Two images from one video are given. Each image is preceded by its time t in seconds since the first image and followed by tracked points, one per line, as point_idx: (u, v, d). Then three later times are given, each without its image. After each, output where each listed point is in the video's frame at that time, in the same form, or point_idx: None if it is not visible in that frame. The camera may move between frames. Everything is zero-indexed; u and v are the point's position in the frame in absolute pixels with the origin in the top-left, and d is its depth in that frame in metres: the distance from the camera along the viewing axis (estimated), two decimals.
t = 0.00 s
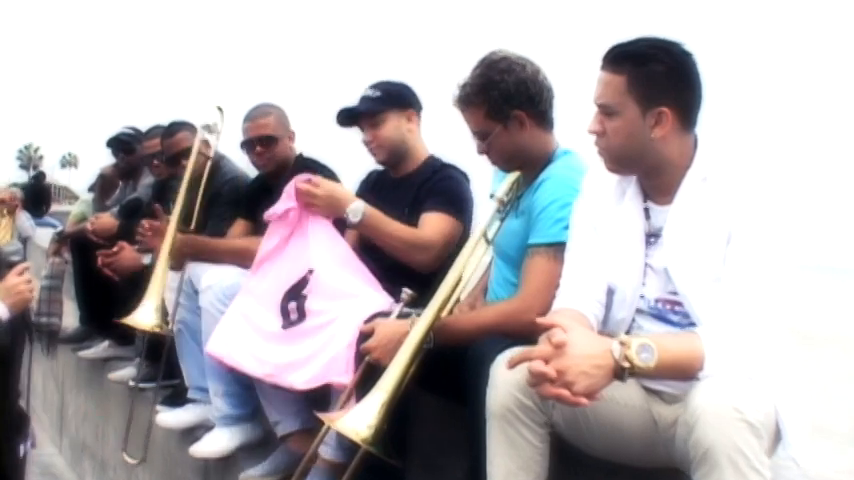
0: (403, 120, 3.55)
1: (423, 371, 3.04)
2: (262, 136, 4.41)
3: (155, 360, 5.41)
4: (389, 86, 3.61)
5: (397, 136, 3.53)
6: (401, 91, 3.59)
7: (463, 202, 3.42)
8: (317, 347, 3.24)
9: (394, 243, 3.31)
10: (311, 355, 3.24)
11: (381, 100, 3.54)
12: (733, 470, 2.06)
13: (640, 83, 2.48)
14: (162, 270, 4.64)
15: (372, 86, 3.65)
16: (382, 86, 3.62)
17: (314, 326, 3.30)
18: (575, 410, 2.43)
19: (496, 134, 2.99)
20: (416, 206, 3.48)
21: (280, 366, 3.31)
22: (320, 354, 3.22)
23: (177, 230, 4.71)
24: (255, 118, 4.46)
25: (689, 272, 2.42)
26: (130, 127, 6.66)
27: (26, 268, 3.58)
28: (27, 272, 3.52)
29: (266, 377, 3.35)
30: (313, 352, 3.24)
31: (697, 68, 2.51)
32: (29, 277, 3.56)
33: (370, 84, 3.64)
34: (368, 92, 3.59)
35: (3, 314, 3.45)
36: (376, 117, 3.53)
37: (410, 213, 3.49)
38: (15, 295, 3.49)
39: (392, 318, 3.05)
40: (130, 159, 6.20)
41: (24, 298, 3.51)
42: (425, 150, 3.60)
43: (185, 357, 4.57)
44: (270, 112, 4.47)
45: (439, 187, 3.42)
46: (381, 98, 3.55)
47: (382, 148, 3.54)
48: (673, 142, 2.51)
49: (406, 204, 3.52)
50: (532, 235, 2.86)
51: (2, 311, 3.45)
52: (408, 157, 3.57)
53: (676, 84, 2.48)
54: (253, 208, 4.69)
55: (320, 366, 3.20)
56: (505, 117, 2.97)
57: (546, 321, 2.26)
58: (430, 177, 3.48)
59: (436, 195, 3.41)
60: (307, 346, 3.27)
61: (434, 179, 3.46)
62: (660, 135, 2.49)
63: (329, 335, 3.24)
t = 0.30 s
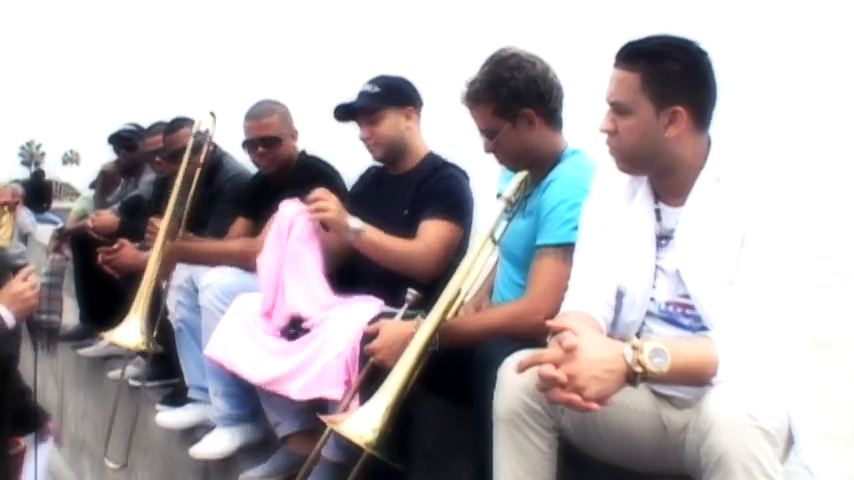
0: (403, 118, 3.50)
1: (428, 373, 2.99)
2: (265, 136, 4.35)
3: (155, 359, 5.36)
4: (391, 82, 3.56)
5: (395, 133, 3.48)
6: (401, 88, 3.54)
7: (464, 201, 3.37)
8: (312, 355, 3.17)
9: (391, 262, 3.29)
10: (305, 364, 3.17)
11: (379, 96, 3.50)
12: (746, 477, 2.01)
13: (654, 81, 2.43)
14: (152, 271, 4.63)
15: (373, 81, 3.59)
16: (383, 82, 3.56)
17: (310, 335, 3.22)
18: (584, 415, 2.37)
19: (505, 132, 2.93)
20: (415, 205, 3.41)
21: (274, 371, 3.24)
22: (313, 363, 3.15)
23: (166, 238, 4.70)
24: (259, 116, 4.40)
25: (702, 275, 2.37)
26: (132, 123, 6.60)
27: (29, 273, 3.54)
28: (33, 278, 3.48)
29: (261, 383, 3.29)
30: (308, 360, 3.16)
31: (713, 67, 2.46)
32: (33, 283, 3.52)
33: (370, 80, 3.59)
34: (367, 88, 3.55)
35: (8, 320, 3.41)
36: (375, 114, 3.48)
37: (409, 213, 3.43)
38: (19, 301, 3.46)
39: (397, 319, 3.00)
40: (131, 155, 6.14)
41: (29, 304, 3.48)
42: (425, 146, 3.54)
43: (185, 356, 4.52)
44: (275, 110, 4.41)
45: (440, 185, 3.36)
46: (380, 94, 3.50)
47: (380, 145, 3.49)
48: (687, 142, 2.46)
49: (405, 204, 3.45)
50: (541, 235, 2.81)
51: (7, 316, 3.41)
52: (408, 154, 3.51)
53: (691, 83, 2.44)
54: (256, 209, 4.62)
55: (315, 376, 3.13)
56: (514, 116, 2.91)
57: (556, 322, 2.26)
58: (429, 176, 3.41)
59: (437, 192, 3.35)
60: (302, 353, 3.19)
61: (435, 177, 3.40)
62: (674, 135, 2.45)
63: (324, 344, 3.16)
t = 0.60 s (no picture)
0: (412, 118, 3.49)
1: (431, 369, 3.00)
2: (266, 133, 4.36)
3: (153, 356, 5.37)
4: (405, 79, 3.55)
5: (402, 133, 3.47)
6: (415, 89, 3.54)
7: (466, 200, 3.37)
8: (315, 358, 3.20)
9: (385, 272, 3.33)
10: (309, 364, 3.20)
11: (391, 94, 3.49)
12: (751, 471, 2.04)
13: (657, 80, 2.45)
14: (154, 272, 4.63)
15: (384, 74, 3.58)
16: (397, 80, 3.55)
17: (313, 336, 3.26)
18: (588, 411, 2.39)
19: (509, 123, 2.95)
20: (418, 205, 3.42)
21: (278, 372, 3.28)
22: (319, 362, 3.19)
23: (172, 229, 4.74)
24: (260, 113, 4.41)
25: (704, 271, 2.39)
26: (128, 120, 6.60)
27: (23, 275, 3.59)
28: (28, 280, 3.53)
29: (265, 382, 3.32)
30: (312, 361, 3.20)
31: (715, 67, 2.49)
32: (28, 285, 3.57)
33: (384, 74, 3.58)
34: (380, 83, 3.53)
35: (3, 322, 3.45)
36: (386, 112, 3.47)
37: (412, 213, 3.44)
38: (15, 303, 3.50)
39: (400, 316, 3.02)
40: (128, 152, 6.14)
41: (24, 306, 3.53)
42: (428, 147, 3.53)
43: (185, 354, 4.53)
44: (276, 108, 4.42)
45: (440, 183, 3.38)
46: (394, 93, 3.50)
47: (384, 145, 3.49)
48: (689, 141, 2.48)
49: (406, 209, 3.45)
50: (542, 232, 2.83)
51: (3, 318, 3.45)
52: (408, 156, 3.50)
53: (694, 82, 2.46)
54: (254, 205, 4.61)
55: (319, 377, 3.16)
56: (522, 108, 2.94)
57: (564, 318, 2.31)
58: (432, 176, 3.42)
59: (437, 189, 3.37)
60: (305, 356, 3.23)
61: (438, 175, 3.41)
62: (677, 133, 2.47)
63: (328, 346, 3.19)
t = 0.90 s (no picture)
0: (426, 127, 3.53)
1: (434, 362, 3.08)
2: (258, 132, 4.43)
3: (153, 353, 5.43)
4: (428, 83, 3.53)
5: (414, 137, 3.51)
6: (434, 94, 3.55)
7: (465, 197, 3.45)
8: (321, 354, 3.28)
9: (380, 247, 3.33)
10: (315, 361, 3.28)
11: (413, 99, 3.49)
12: (747, 457, 2.13)
13: (654, 81, 2.53)
14: (167, 268, 4.53)
15: (407, 73, 3.56)
16: (418, 81, 3.55)
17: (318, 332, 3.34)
18: (589, 401, 2.47)
19: (515, 113, 3.03)
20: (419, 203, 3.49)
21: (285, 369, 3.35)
22: (324, 360, 3.27)
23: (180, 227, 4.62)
24: (253, 111, 4.48)
25: (700, 266, 2.47)
26: (124, 119, 6.64)
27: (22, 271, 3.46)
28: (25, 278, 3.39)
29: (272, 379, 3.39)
30: (318, 358, 3.28)
31: (709, 68, 2.57)
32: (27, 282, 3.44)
33: (405, 72, 3.55)
34: (403, 83, 3.51)
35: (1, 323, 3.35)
36: (404, 116, 3.48)
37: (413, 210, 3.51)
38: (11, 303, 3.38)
39: (402, 311, 3.09)
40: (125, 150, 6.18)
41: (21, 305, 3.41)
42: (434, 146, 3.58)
43: (186, 351, 4.59)
44: (268, 106, 4.47)
45: (439, 178, 3.45)
46: (417, 97, 3.49)
47: (398, 144, 3.53)
48: (685, 139, 2.56)
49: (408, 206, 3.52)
50: (542, 228, 2.91)
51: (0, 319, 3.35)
52: (413, 157, 3.57)
53: (690, 82, 2.55)
54: (251, 203, 4.66)
55: (326, 373, 3.23)
56: (531, 101, 3.03)
57: (564, 314, 2.43)
58: (434, 174, 3.48)
59: (437, 185, 3.44)
60: (312, 353, 3.30)
61: (440, 173, 3.47)
62: (674, 132, 2.55)
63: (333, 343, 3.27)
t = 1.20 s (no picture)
0: (441, 135, 3.62)
1: (436, 355, 3.19)
2: (260, 133, 4.50)
3: (155, 347, 5.52)
4: (444, 91, 3.59)
5: (427, 143, 3.60)
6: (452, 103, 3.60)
7: (467, 195, 3.56)
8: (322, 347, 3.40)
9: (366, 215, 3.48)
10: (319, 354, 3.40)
11: (433, 110, 3.54)
12: (739, 442, 2.24)
13: (651, 84, 2.64)
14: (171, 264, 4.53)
15: (423, 80, 3.62)
16: (435, 89, 3.59)
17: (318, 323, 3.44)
18: (588, 391, 2.58)
19: (516, 113, 3.14)
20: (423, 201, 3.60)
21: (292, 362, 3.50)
22: (326, 350, 3.38)
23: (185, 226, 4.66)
24: (254, 114, 4.52)
25: (694, 262, 2.59)
26: (125, 116, 6.71)
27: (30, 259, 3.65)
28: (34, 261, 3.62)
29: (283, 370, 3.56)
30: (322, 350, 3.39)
31: (702, 72, 2.69)
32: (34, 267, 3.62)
33: (422, 79, 3.60)
34: (422, 93, 3.56)
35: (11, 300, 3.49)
36: (421, 126, 3.55)
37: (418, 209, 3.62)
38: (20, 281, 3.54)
39: (407, 305, 3.20)
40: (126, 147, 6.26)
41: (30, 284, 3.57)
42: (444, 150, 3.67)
43: (191, 345, 4.70)
44: (269, 107, 4.51)
45: (442, 175, 3.56)
46: (434, 107, 3.54)
47: (412, 151, 3.61)
48: (680, 140, 2.67)
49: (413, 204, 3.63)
50: (542, 225, 3.02)
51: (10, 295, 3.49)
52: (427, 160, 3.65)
53: (685, 86, 2.66)
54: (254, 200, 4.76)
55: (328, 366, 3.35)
56: (533, 103, 3.13)
57: (565, 306, 2.54)
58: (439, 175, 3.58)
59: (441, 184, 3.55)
60: (316, 344, 3.42)
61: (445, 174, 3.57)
62: (669, 133, 2.66)
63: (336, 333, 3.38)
